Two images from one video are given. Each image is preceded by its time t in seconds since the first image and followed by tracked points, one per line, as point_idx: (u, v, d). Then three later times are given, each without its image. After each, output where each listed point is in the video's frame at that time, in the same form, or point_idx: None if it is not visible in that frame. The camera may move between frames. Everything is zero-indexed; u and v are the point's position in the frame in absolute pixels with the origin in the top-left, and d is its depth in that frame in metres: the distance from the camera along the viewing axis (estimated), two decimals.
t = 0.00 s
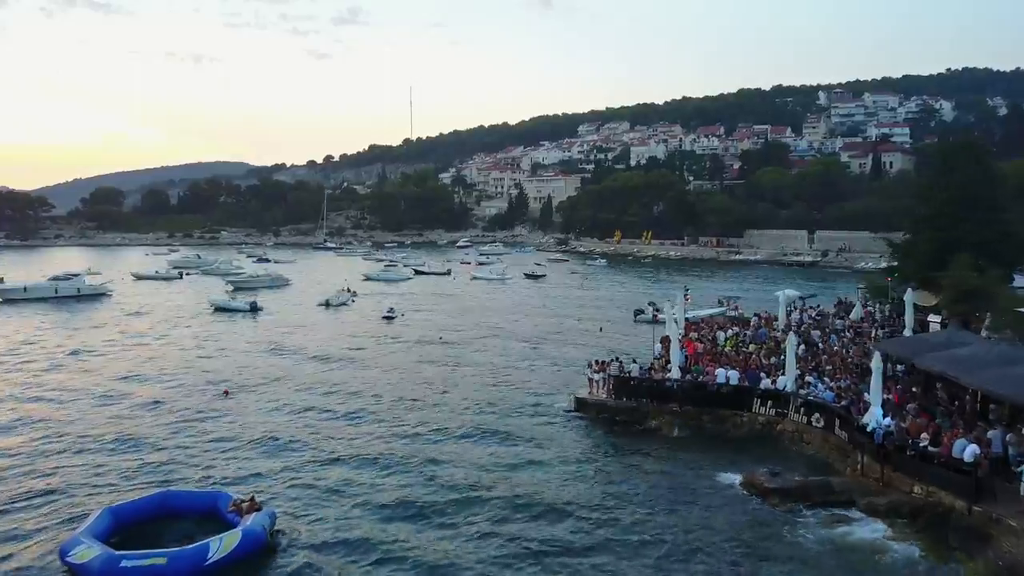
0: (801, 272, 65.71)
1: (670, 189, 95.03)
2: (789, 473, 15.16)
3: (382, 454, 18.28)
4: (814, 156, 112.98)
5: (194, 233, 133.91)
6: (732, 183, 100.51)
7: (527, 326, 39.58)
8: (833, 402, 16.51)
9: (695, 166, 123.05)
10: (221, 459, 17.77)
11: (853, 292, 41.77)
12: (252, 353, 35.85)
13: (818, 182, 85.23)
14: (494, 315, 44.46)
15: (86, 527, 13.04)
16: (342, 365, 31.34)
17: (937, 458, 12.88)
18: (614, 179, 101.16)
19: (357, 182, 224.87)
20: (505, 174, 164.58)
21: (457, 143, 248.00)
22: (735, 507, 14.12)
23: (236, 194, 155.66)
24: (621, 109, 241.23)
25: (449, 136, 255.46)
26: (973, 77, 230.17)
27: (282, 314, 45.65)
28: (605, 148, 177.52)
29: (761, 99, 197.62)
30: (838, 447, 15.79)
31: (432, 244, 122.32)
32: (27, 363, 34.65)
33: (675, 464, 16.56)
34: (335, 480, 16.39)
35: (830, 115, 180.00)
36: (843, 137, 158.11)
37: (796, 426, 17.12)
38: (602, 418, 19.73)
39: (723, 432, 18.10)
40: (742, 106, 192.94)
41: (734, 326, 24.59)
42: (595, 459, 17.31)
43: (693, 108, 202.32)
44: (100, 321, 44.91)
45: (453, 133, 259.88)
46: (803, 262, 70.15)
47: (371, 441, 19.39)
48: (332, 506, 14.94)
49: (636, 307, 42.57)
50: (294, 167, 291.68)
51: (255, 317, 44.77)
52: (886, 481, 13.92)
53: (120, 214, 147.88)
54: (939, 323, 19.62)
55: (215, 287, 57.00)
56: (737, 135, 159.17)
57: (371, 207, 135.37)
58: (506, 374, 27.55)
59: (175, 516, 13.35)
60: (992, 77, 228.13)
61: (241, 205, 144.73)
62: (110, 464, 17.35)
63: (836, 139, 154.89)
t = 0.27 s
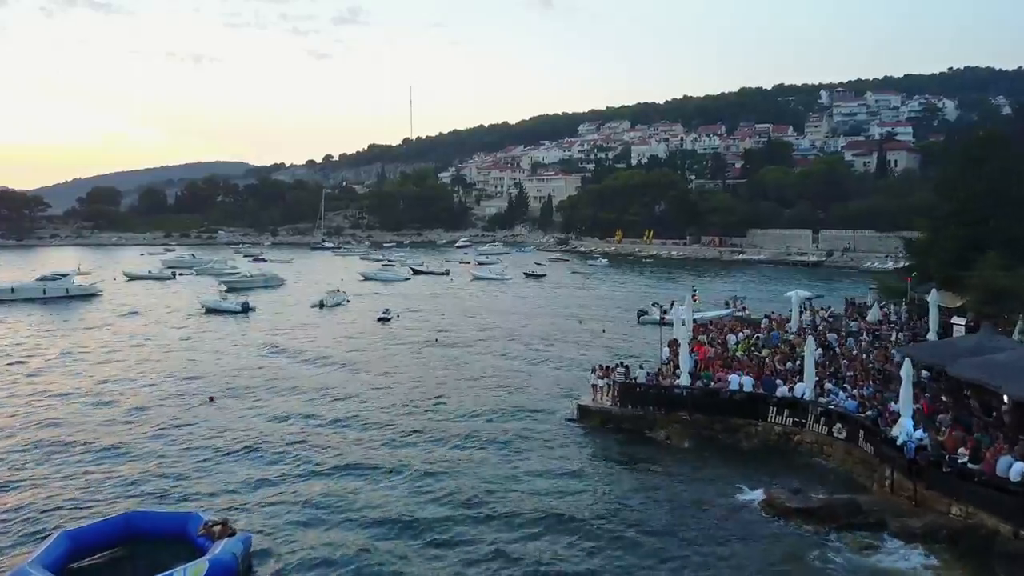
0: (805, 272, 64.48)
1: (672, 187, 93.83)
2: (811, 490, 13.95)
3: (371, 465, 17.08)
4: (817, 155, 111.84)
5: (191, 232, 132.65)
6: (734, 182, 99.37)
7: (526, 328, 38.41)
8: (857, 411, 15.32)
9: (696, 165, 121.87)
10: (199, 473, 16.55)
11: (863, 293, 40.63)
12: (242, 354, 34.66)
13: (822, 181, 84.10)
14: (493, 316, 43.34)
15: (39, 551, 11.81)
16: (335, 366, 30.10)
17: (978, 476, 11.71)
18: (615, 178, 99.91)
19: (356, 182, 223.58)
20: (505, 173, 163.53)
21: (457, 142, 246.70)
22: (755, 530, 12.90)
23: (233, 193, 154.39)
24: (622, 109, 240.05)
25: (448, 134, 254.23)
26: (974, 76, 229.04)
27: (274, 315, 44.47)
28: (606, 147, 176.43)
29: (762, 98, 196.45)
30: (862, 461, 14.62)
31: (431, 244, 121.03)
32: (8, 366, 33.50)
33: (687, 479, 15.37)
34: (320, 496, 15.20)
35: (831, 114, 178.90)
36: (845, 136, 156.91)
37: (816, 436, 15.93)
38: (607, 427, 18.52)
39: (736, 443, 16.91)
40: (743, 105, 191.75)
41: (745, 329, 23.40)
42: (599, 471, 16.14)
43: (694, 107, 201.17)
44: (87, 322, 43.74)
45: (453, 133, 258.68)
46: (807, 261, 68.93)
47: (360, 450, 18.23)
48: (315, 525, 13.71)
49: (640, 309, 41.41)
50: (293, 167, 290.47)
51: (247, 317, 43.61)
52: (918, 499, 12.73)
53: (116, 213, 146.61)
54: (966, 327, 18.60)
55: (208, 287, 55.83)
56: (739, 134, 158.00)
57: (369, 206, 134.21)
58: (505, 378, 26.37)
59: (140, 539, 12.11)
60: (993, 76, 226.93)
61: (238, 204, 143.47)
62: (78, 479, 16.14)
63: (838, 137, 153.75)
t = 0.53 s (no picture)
0: (812, 272, 63.31)
1: (674, 186, 92.59)
2: (838, 512, 12.73)
3: (359, 477, 15.94)
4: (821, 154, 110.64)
5: (189, 232, 131.45)
6: (738, 181, 98.19)
7: (526, 329, 37.24)
8: (885, 421, 14.12)
9: (698, 164, 120.66)
10: (174, 487, 15.40)
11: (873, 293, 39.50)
12: (232, 357, 33.55)
13: (827, 179, 82.88)
14: (492, 317, 42.16)
15: None
16: (328, 369, 28.99)
17: None
18: (617, 177, 98.73)
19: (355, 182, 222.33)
20: (505, 172, 163.10)
21: (457, 142, 245.56)
22: (776, 555, 11.76)
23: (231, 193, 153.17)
24: (623, 108, 238.94)
25: (448, 134, 252.92)
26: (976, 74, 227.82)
27: (268, 316, 43.30)
28: (606, 146, 175.29)
29: (764, 97, 195.27)
30: (892, 478, 13.45)
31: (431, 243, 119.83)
32: None
33: (699, 497, 14.22)
34: (302, 512, 14.07)
35: (833, 113, 177.78)
36: (847, 135, 155.70)
37: (838, 450, 14.75)
38: (612, 437, 17.34)
39: (751, 456, 15.72)
40: (745, 104, 190.54)
41: (759, 331, 22.20)
42: (604, 486, 14.99)
43: (696, 106, 200.04)
44: (76, 324, 42.63)
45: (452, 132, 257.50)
46: (812, 261, 67.70)
47: (348, 460, 17.11)
48: (297, 547, 12.59)
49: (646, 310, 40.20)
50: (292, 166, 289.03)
51: (238, 319, 42.51)
52: (959, 522, 11.56)
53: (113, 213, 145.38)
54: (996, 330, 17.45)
55: (202, 288, 54.72)
56: (741, 132, 156.70)
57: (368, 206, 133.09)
58: (504, 382, 25.20)
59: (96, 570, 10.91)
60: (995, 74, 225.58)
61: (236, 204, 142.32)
62: (41, 493, 15.00)
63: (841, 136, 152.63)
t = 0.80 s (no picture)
0: (817, 272, 62.20)
1: (676, 185, 91.46)
2: (871, 539, 11.51)
3: (342, 494, 14.72)
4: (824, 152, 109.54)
5: (186, 232, 130.32)
6: (740, 180, 97.12)
7: (526, 331, 36.11)
8: (917, 434, 12.91)
9: (699, 163, 119.53)
10: (138, 506, 14.16)
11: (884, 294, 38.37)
12: (220, 360, 32.44)
13: (831, 177, 81.73)
14: (492, 319, 41.04)
15: None
16: (321, 374, 27.84)
17: None
18: (618, 176, 97.62)
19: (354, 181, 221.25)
20: (505, 171, 161.80)
21: (457, 141, 244.44)
22: None
23: (229, 192, 152.01)
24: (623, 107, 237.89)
25: (448, 133, 251.62)
26: (978, 73, 226.60)
27: (261, 317, 42.19)
28: (607, 146, 174.25)
29: (765, 96, 194.08)
30: (927, 497, 12.28)
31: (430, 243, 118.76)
32: None
33: (712, 519, 13.06)
34: (279, 535, 12.86)
35: (835, 112, 176.82)
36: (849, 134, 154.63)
37: (866, 466, 13.54)
38: (618, 451, 16.14)
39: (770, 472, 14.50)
40: (746, 103, 189.46)
41: (773, 335, 21.00)
42: (609, 505, 13.82)
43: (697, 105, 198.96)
44: (63, 325, 41.49)
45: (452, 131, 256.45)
46: (817, 261, 66.55)
47: (336, 473, 15.97)
48: None
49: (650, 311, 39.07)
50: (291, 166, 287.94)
51: (230, 320, 41.41)
52: (1008, 552, 10.37)
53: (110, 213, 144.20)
54: None
55: (195, 288, 53.59)
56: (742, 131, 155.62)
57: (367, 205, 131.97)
58: (504, 388, 24.06)
59: None
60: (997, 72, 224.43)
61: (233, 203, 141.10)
62: None
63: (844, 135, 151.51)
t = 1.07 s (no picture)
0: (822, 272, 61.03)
1: (677, 184, 90.23)
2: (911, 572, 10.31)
3: (325, 513, 13.52)
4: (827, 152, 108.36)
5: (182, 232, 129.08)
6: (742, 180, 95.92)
7: (525, 334, 34.94)
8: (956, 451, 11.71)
9: (701, 163, 118.27)
10: (100, 527, 12.98)
11: (895, 296, 37.19)
12: (209, 364, 31.29)
13: (835, 176, 80.49)
14: (490, 321, 39.84)
15: None
16: (310, 379, 26.66)
17: None
18: (619, 175, 96.42)
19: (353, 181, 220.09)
20: (505, 170, 160.47)
21: (457, 141, 243.06)
22: None
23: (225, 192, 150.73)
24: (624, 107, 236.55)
25: (448, 133, 250.35)
26: (981, 72, 225.12)
27: (252, 319, 41.02)
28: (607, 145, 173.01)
29: (767, 95, 192.70)
30: (969, 523, 11.11)
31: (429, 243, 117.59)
32: None
33: (727, 546, 11.88)
34: (252, 563, 11.67)
35: (837, 111, 175.46)
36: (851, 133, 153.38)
37: (899, 485, 12.33)
38: (624, 465, 14.95)
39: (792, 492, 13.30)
40: (747, 102, 188.14)
41: (789, 338, 19.77)
42: (615, 530, 12.65)
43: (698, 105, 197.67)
44: (48, 327, 40.35)
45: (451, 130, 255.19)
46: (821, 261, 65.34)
47: (319, 489, 14.80)
48: None
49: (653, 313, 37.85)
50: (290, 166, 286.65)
51: (220, 322, 40.28)
52: None
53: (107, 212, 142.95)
54: None
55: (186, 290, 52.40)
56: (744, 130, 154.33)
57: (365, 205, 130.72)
58: (502, 394, 22.87)
59: None
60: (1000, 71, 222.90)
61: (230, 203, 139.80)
62: None
63: (846, 134, 150.19)
